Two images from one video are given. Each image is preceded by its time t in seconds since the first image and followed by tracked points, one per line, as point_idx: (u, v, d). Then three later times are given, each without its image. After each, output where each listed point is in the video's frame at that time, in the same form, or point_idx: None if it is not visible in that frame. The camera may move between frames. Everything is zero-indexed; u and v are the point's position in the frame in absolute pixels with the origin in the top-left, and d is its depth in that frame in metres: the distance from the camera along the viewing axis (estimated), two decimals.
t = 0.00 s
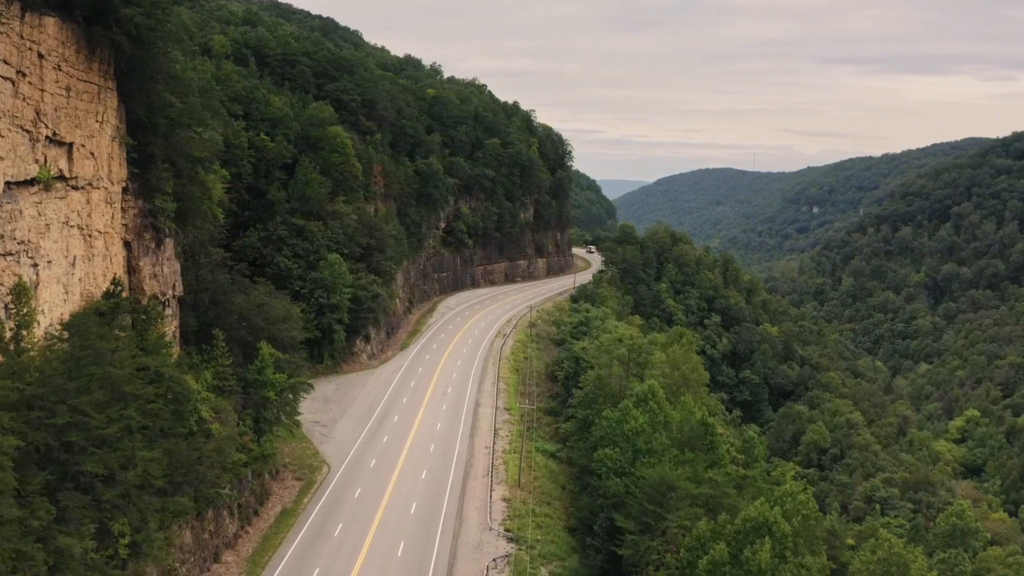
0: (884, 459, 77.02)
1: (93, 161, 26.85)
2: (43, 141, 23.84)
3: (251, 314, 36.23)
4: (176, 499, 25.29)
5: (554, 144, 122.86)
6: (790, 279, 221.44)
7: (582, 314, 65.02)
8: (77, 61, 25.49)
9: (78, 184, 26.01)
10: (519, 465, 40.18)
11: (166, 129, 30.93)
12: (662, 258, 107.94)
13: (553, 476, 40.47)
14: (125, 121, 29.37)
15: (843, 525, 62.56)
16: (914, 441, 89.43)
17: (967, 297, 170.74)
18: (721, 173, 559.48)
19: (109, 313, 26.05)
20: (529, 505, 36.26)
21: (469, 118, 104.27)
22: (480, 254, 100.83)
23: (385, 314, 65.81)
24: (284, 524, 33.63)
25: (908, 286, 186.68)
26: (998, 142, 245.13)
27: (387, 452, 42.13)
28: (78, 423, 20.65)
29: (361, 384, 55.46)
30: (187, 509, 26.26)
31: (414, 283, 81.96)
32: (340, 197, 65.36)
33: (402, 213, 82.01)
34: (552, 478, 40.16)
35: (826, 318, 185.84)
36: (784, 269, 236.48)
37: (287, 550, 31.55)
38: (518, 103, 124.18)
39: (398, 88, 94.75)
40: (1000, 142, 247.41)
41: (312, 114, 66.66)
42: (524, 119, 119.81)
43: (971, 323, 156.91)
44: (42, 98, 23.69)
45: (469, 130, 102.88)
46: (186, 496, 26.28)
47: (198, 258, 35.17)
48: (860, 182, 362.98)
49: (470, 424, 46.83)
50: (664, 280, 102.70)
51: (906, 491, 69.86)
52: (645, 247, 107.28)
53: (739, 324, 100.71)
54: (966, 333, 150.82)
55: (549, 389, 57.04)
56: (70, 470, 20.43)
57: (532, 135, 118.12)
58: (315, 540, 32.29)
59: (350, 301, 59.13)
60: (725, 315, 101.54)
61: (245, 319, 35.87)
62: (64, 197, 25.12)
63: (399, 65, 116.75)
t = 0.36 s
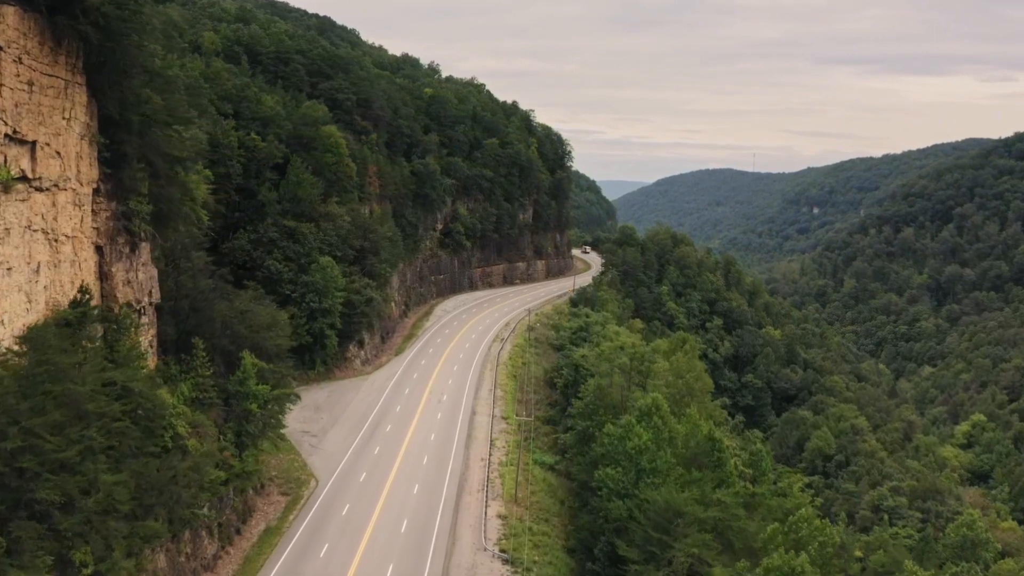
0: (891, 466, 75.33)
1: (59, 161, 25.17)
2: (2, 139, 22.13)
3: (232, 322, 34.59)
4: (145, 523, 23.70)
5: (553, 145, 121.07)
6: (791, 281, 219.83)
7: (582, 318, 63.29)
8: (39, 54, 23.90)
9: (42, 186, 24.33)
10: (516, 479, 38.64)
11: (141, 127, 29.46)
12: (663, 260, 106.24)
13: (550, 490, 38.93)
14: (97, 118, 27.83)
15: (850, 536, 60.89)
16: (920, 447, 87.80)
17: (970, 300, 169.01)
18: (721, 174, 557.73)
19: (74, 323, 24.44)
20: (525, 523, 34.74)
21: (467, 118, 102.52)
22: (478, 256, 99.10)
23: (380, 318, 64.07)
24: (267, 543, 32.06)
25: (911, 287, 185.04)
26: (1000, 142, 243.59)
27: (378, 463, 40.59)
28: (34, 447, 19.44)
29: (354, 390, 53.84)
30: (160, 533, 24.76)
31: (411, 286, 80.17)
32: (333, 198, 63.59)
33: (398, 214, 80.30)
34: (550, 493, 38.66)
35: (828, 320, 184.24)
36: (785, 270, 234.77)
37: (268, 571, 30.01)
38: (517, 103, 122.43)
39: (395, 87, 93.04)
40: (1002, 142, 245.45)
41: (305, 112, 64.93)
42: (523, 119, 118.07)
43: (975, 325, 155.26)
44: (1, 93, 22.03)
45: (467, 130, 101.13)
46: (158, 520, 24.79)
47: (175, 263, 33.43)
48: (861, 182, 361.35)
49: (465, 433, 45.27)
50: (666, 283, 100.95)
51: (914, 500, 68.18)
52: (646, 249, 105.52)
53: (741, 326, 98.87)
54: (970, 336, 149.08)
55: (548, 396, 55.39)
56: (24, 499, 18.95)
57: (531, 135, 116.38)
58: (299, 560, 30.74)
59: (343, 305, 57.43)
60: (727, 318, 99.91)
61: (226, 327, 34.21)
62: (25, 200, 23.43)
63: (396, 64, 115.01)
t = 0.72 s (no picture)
0: (899, 474, 73.52)
1: (16, 161, 23.27)
2: None
3: (211, 332, 32.56)
4: (105, 556, 21.81)
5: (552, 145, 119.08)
6: (792, 282, 218.07)
7: (581, 323, 61.22)
8: None
9: None
10: (512, 497, 36.77)
11: (109, 125, 27.62)
12: (664, 262, 104.36)
13: (548, 509, 37.09)
14: (61, 116, 25.97)
15: (859, 549, 58.92)
16: (927, 453, 85.97)
17: (974, 301, 167.07)
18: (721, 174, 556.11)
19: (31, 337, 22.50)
20: (521, 547, 32.93)
21: (464, 117, 100.60)
22: (475, 258, 97.10)
23: (373, 323, 62.09)
24: (246, 567, 30.17)
25: (914, 289, 183.17)
26: (1003, 143, 241.59)
27: (367, 478, 38.71)
28: None
29: (346, 398, 51.91)
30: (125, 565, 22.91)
31: (406, 289, 78.15)
32: (324, 199, 61.62)
33: (392, 216, 78.38)
34: (547, 512, 36.83)
35: (830, 323, 182.40)
36: (786, 271, 232.94)
37: None
38: (515, 102, 120.51)
39: (391, 86, 91.08)
40: (1005, 142, 243.39)
41: (296, 111, 62.96)
42: (522, 118, 116.10)
43: (979, 328, 153.34)
44: None
45: (464, 130, 99.17)
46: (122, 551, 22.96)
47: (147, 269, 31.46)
48: (861, 183, 359.67)
49: (459, 445, 43.36)
50: (667, 285, 99.00)
51: (924, 510, 66.37)
52: (647, 251, 103.57)
53: (744, 330, 97.26)
54: (975, 338, 147.29)
55: (546, 405, 53.47)
56: None
57: (529, 135, 114.40)
58: None
59: (333, 310, 55.44)
60: (729, 321, 98.10)
61: (203, 337, 32.11)
62: None
63: (392, 63, 113.06)
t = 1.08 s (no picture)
0: (907, 483, 71.78)
1: None
2: None
3: (186, 342, 30.63)
4: None
5: (552, 145, 117.07)
6: (794, 284, 216.16)
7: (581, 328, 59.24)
8: None
9: None
10: (508, 517, 34.87)
11: (73, 121, 26.02)
12: (665, 264, 102.45)
13: (546, 529, 35.25)
14: (20, 112, 24.23)
15: (868, 563, 57.02)
16: (934, 460, 84.14)
17: (979, 303, 165.10)
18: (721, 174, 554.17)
19: None
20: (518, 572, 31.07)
21: (462, 117, 98.63)
22: (473, 261, 95.16)
23: (365, 328, 59.99)
24: None
25: (917, 291, 181.26)
26: (1006, 143, 239.57)
27: (354, 495, 36.83)
28: None
29: (336, 407, 49.92)
30: None
31: (401, 292, 76.18)
32: (315, 201, 59.59)
33: (387, 217, 76.41)
34: (546, 533, 34.99)
35: (832, 325, 180.53)
36: (787, 272, 230.98)
37: None
38: (514, 102, 118.54)
39: (387, 84, 89.15)
40: (1008, 143, 240.99)
41: (287, 109, 60.94)
42: (520, 118, 114.11)
43: (984, 330, 151.41)
44: None
45: (461, 130, 97.19)
46: None
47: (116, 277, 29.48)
48: (863, 183, 357.84)
49: (453, 458, 41.45)
50: (669, 288, 97.07)
51: (934, 521, 64.59)
52: (648, 252, 101.57)
53: (747, 334, 95.59)
54: (980, 341, 145.44)
55: (544, 413, 51.50)
56: None
57: (528, 135, 112.45)
58: None
59: (324, 315, 53.49)
60: (732, 325, 96.38)
61: (178, 348, 30.12)
62: None
63: (389, 62, 111.08)
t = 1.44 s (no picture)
0: (914, 491, 70.13)
1: None
2: None
3: (161, 352, 28.89)
4: None
5: (551, 145, 115.37)
6: (795, 285, 214.49)
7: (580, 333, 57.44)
8: None
9: None
10: (503, 536, 33.23)
11: (36, 118, 24.66)
12: (666, 266, 100.75)
13: (543, 550, 33.62)
14: None
15: None
16: (941, 466, 82.53)
17: (983, 305, 163.39)
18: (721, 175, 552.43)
19: None
20: None
21: (459, 116, 96.94)
22: (470, 263, 93.37)
23: (359, 333, 58.29)
24: None
25: (920, 292, 179.50)
26: (1009, 143, 237.70)
27: (343, 510, 35.13)
28: None
29: (326, 416, 48.24)
30: None
31: (397, 296, 74.39)
32: (307, 202, 57.89)
33: (383, 218, 74.73)
34: (543, 553, 33.37)
35: (834, 327, 178.79)
36: (788, 273, 229.21)
37: None
38: (512, 101, 116.80)
39: (383, 83, 87.43)
40: (1011, 142, 239.11)
41: (278, 108, 59.26)
42: (519, 117, 112.39)
43: (988, 332, 149.68)
44: None
45: (459, 129, 95.47)
46: None
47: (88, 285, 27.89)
48: (863, 184, 356.21)
49: (447, 471, 39.76)
50: (670, 290, 95.39)
51: (943, 531, 62.95)
52: (649, 254, 99.85)
53: (750, 337, 94.04)
54: (984, 343, 143.74)
55: (542, 421, 49.82)
56: None
57: (527, 135, 110.65)
58: None
59: (315, 320, 51.77)
60: (734, 328, 94.77)
61: (153, 358, 28.43)
62: None
63: (385, 60, 109.32)
